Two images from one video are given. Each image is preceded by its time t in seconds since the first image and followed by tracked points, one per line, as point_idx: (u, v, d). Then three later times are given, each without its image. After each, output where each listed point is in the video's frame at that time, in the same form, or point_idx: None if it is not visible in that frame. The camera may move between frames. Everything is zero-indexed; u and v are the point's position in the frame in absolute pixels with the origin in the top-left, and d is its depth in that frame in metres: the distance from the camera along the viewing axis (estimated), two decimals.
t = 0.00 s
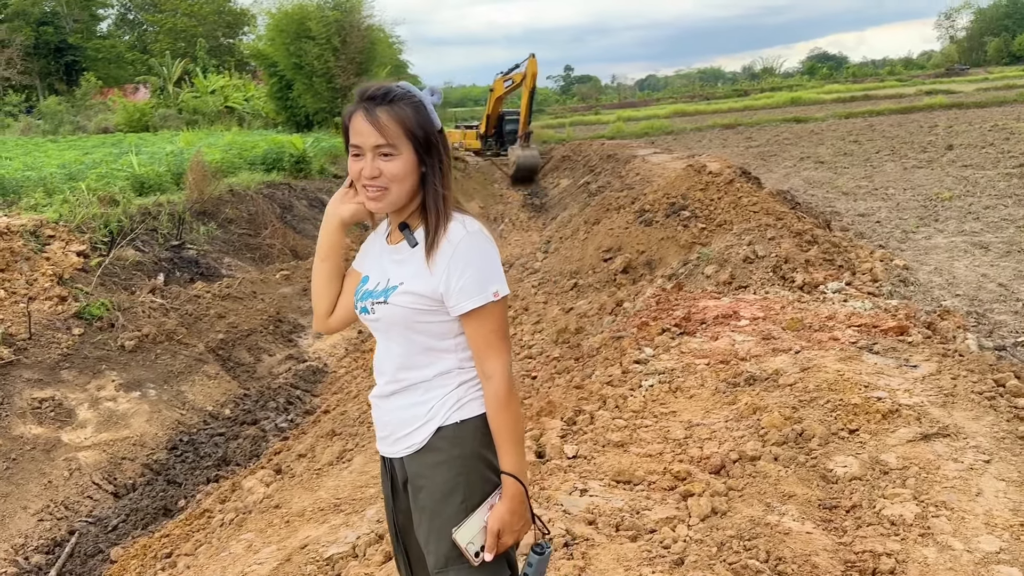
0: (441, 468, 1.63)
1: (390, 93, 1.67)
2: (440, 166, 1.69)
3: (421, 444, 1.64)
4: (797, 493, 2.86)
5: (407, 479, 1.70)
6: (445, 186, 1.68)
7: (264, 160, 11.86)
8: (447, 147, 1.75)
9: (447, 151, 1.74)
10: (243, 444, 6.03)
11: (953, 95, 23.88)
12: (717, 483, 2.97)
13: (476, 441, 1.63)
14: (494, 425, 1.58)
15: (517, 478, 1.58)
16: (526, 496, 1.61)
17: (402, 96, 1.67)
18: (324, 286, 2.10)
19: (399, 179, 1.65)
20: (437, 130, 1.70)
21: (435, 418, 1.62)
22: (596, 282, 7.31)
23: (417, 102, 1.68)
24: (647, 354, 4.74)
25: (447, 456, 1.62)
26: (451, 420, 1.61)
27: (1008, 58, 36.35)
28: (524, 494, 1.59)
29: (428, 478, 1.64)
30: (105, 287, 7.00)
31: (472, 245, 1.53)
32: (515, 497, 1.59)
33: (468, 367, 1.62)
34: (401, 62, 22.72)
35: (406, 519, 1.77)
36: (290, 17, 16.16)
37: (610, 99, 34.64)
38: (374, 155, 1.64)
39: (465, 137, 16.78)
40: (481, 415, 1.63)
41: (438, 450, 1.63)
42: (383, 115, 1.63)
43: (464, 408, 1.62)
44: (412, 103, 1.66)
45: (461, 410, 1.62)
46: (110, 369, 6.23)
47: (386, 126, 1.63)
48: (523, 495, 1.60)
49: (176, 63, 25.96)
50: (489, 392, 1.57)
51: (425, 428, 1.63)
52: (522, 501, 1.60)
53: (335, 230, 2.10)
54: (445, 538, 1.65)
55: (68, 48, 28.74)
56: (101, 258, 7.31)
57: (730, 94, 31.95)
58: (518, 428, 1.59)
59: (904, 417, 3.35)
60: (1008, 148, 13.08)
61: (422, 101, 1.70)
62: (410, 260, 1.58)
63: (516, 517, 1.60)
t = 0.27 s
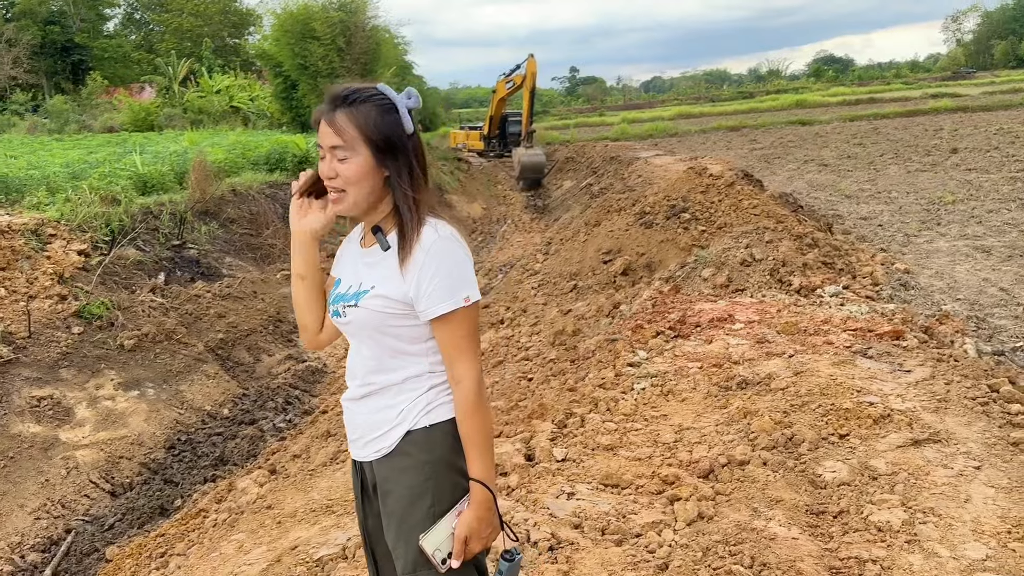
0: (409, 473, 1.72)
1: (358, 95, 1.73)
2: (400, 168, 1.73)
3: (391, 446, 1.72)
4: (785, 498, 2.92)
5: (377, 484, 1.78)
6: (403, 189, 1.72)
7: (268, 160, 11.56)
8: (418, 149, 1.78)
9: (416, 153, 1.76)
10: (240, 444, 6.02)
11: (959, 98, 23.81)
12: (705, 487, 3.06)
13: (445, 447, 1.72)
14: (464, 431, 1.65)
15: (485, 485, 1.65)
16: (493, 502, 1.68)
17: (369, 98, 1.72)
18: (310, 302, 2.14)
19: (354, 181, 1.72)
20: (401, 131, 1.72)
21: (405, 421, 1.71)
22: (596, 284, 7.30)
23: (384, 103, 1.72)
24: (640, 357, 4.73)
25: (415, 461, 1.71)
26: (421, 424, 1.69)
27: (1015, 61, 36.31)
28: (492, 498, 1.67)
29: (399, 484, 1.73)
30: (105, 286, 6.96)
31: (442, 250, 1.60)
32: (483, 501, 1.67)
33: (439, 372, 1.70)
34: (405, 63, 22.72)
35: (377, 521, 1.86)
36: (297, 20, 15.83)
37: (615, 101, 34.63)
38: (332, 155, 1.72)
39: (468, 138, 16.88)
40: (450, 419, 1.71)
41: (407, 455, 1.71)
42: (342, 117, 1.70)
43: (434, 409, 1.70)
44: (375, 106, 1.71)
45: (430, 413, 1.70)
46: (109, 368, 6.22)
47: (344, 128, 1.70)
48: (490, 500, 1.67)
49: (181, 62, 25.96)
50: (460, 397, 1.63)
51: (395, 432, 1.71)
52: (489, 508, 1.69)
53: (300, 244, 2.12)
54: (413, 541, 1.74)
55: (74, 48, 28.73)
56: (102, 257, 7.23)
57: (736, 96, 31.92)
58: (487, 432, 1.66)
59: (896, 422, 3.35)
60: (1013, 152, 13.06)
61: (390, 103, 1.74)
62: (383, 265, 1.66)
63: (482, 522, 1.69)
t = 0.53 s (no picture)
0: (386, 474, 1.75)
1: (314, 101, 1.73)
2: (351, 175, 1.71)
3: (369, 446, 1.75)
4: (777, 501, 2.92)
5: (354, 484, 1.82)
6: (355, 197, 1.71)
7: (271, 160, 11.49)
8: (376, 153, 1.73)
9: (372, 157, 1.72)
10: (239, 443, 6.02)
11: (965, 101, 23.73)
12: (696, 490, 3.05)
13: (422, 449, 1.75)
14: (441, 434, 1.66)
15: (462, 489, 1.66)
16: (469, 507, 1.69)
17: (322, 104, 1.71)
18: (301, 309, 2.15)
19: (313, 188, 1.75)
20: (351, 138, 1.69)
21: (385, 422, 1.73)
22: (596, 285, 7.28)
23: (335, 109, 1.70)
24: (637, 359, 4.71)
25: (393, 462, 1.74)
26: (398, 426, 1.72)
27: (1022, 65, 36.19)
28: (469, 502, 1.68)
29: (374, 485, 1.77)
30: (107, 285, 6.96)
31: (424, 251, 1.61)
32: (461, 505, 1.68)
33: (419, 375, 1.73)
34: (410, 64, 22.73)
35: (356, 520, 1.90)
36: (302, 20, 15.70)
37: (620, 103, 34.62)
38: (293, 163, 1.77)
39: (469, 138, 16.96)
40: (429, 421, 1.74)
41: (385, 456, 1.75)
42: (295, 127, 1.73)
43: (413, 411, 1.72)
44: (324, 113, 1.69)
45: (409, 415, 1.72)
46: (109, 367, 6.22)
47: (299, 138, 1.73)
48: (467, 505, 1.68)
49: (186, 62, 26.00)
50: (438, 400, 1.64)
51: (373, 433, 1.74)
52: (465, 512, 1.69)
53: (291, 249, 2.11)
54: (389, 542, 1.77)
55: (80, 47, 28.81)
56: (103, 256, 7.22)
57: (741, 98, 31.87)
58: (465, 436, 1.67)
59: (890, 426, 3.34)
60: (1018, 155, 13.01)
61: (341, 108, 1.70)
62: (366, 266, 1.69)
63: (458, 527, 1.70)
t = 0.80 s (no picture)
0: (382, 474, 1.76)
1: (312, 104, 1.77)
2: (337, 180, 1.73)
3: (365, 446, 1.75)
4: (776, 504, 2.92)
5: (350, 483, 1.83)
6: (338, 201, 1.73)
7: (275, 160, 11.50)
8: (363, 158, 1.73)
9: (358, 163, 1.73)
10: (241, 443, 6.03)
11: (970, 103, 23.67)
12: (696, 492, 3.06)
13: (419, 448, 1.75)
14: (437, 433, 1.67)
15: (457, 489, 1.67)
16: (465, 506, 1.70)
17: (316, 108, 1.75)
18: (302, 311, 2.16)
19: (305, 188, 1.80)
20: (338, 144, 1.72)
21: (380, 422, 1.74)
22: (599, 287, 7.28)
23: (326, 114, 1.73)
24: (638, 360, 4.71)
25: (389, 461, 1.75)
26: (395, 425, 1.73)
27: None
28: (464, 501, 1.69)
29: (370, 484, 1.77)
30: (110, 284, 6.98)
31: (420, 252, 1.62)
32: (456, 504, 1.69)
33: (415, 374, 1.73)
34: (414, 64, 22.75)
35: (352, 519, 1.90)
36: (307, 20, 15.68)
37: (625, 104, 34.58)
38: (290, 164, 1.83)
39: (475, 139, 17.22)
40: (426, 420, 1.74)
41: (381, 456, 1.75)
42: (290, 129, 1.78)
43: (408, 411, 1.73)
44: (316, 117, 1.73)
45: (405, 414, 1.73)
46: (112, 365, 6.23)
47: (293, 140, 1.78)
48: (462, 504, 1.69)
49: (192, 62, 26.04)
50: (433, 400, 1.65)
51: (369, 432, 1.75)
52: (461, 512, 1.70)
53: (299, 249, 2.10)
54: (385, 541, 1.78)
55: (86, 46, 28.88)
56: (108, 255, 7.24)
57: (746, 100, 31.84)
58: (461, 437, 1.68)
59: (891, 429, 3.34)
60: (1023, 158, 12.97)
61: (332, 114, 1.73)
62: (361, 267, 1.69)
63: (453, 526, 1.70)
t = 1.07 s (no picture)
0: (386, 476, 1.76)
1: (314, 108, 1.77)
2: (341, 183, 1.73)
3: (370, 447, 1.76)
4: (778, 507, 2.92)
5: (354, 486, 1.83)
6: (343, 204, 1.74)
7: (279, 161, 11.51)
8: (368, 160, 1.74)
9: (361, 165, 1.74)
10: (244, 443, 6.04)
11: (975, 106, 23.61)
12: (698, 495, 3.05)
13: (422, 451, 1.75)
14: (439, 435, 1.67)
15: (459, 491, 1.67)
16: (467, 508, 1.71)
17: (318, 111, 1.75)
18: (306, 313, 2.16)
19: (307, 191, 1.80)
20: (341, 147, 1.72)
21: (384, 424, 1.74)
22: (603, 288, 7.27)
23: (329, 117, 1.73)
24: (641, 363, 4.71)
25: (393, 463, 1.75)
26: (398, 428, 1.73)
27: None
28: (466, 502, 1.69)
29: (374, 487, 1.77)
30: (115, 283, 6.99)
31: (422, 254, 1.62)
32: (458, 505, 1.69)
33: (418, 377, 1.73)
34: (419, 65, 22.78)
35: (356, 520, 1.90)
36: (313, 20, 15.85)
37: (629, 105, 34.57)
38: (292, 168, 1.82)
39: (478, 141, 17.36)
40: (428, 423, 1.75)
41: (385, 458, 1.75)
42: (291, 132, 1.78)
43: (412, 412, 1.73)
44: (318, 121, 1.74)
45: (407, 416, 1.73)
46: (116, 365, 6.25)
47: (295, 144, 1.78)
48: (465, 505, 1.70)
49: (197, 62, 26.10)
50: (435, 402, 1.65)
51: (373, 434, 1.75)
52: (462, 515, 1.70)
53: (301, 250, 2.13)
54: (389, 543, 1.79)
55: (91, 46, 28.97)
56: (112, 254, 7.26)
57: (750, 101, 31.83)
58: (463, 438, 1.68)
59: (894, 433, 3.33)
60: None
61: (335, 115, 1.73)
62: (362, 270, 1.70)
63: (456, 527, 1.71)
